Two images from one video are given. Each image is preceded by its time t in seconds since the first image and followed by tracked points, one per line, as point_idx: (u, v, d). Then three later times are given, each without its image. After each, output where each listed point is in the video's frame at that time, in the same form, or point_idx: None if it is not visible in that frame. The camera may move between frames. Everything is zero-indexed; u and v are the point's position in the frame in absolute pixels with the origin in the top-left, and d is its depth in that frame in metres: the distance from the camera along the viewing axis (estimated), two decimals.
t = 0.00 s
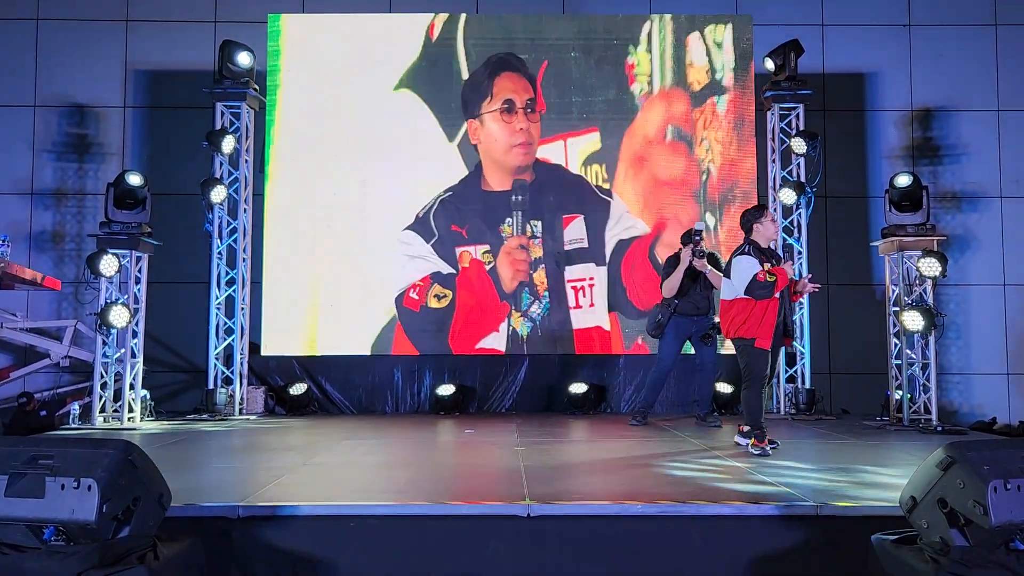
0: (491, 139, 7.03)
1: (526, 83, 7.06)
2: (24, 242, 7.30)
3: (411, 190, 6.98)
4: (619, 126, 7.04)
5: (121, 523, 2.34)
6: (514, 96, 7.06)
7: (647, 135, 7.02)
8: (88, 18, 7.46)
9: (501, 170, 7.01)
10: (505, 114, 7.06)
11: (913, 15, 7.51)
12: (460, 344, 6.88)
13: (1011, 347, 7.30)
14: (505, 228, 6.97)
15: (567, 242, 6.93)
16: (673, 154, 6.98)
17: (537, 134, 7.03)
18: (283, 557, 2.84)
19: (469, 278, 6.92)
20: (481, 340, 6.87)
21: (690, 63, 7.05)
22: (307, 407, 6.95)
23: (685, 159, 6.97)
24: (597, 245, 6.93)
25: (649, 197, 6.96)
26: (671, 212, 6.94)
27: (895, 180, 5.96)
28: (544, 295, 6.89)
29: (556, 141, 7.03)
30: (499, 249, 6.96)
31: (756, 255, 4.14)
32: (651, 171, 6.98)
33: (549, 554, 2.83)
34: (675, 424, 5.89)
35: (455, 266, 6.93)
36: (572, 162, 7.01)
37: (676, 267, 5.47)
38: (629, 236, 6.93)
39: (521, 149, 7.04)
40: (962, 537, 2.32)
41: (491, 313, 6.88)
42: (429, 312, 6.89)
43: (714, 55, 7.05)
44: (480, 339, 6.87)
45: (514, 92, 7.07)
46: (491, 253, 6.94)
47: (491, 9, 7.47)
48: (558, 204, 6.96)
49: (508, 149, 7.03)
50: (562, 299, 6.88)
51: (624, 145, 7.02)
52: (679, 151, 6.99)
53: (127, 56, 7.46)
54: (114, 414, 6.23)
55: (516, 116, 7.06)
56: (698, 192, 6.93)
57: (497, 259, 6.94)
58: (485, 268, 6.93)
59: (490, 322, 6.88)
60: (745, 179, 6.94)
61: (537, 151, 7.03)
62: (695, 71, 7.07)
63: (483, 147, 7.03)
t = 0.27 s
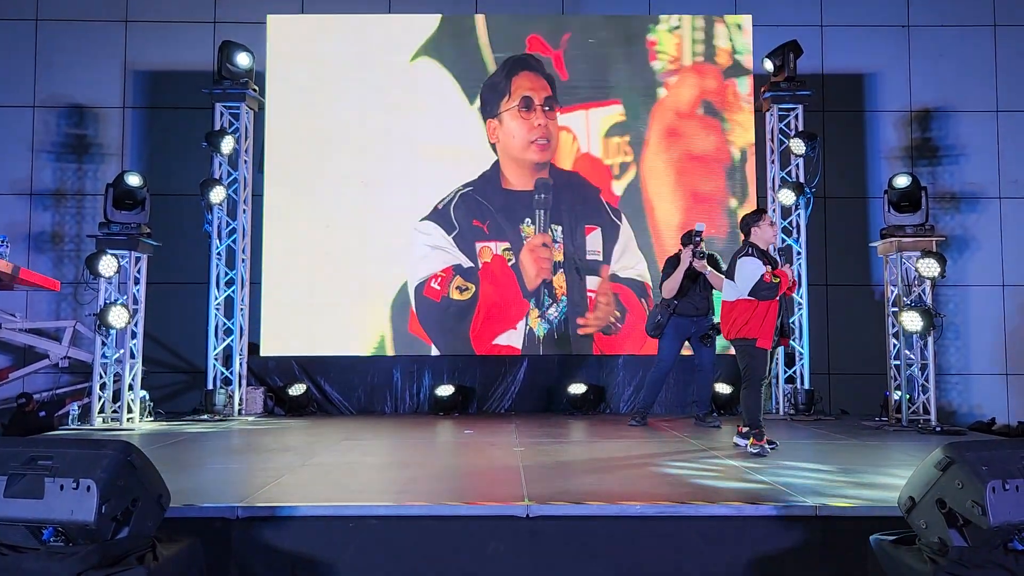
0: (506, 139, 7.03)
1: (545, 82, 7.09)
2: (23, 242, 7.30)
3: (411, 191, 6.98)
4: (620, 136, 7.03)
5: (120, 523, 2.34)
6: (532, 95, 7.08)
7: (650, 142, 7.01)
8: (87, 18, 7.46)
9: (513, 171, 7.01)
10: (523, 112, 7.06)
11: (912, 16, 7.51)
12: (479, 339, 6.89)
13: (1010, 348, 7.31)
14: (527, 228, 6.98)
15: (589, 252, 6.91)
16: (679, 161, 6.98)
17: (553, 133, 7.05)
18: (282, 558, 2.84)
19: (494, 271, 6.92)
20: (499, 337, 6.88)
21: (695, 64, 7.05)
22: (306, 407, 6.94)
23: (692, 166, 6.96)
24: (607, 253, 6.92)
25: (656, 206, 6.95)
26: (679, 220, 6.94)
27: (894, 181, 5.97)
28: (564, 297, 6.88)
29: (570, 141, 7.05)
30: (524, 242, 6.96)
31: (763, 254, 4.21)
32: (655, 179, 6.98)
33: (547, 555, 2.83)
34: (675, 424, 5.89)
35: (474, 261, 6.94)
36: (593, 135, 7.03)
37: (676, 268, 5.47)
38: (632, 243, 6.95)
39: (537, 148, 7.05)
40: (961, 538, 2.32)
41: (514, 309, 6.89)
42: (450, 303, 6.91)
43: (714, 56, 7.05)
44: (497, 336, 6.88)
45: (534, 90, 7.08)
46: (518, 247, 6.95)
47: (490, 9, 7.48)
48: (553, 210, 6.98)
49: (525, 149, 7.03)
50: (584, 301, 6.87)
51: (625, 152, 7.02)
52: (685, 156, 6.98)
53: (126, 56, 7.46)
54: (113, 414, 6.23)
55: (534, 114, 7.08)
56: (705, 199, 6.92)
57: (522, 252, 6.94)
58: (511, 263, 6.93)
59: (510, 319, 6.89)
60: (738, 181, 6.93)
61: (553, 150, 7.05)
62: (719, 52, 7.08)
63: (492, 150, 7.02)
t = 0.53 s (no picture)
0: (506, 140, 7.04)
1: (546, 82, 7.09)
2: (23, 242, 7.30)
3: (411, 191, 6.99)
4: (619, 139, 7.05)
5: (120, 524, 2.34)
6: (531, 95, 7.09)
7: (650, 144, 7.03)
8: (87, 18, 7.46)
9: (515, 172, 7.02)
10: (522, 112, 7.06)
11: (911, 17, 7.52)
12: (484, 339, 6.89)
13: (1009, 348, 7.31)
14: (528, 228, 6.97)
15: (578, 249, 6.93)
16: (680, 162, 7.01)
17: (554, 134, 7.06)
18: (281, 558, 2.84)
19: (505, 271, 6.91)
20: (503, 336, 6.88)
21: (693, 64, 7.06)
22: (306, 408, 6.95)
23: (692, 168, 7.01)
24: (597, 252, 6.92)
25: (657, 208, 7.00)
26: (681, 222, 6.99)
27: (893, 181, 5.98)
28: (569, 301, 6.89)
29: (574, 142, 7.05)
30: (534, 241, 6.96)
31: (761, 254, 4.21)
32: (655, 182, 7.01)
33: (547, 556, 2.83)
34: (674, 424, 5.90)
35: (480, 260, 6.93)
36: (603, 114, 7.06)
37: (676, 269, 5.48)
38: (620, 241, 6.96)
39: (536, 149, 7.06)
40: (960, 538, 2.32)
41: (523, 309, 6.88)
42: (458, 301, 6.91)
43: (713, 56, 7.06)
44: (501, 336, 6.88)
45: (534, 90, 7.09)
46: (530, 246, 6.93)
47: (489, 10, 7.48)
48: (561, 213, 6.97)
49: (525, 150, 7.04)
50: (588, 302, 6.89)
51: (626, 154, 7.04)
52: (685, 158, 7.01)
53: (126, 57, 7.46)
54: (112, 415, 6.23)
55: (535, 113, 7.08)
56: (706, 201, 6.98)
57: (534, 252, 6.93)
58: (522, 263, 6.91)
59: (516, 319, 6.89)
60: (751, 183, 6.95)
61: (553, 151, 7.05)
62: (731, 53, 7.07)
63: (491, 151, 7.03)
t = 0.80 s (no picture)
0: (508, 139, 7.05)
1: (548, 79, 7.09)
2: (23, 242, 7.30)
3: (412, 190, 7.00)
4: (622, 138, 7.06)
5: (120, 524, 2.33)
6: (536, 93, 7.08)
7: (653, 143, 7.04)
8: (86, 18, 7.46)
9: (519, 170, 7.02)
10: (524, 111, 7.08)
11: (911, 17, 7.52)
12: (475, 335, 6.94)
13: (1010, 348, 7.31)
14: (531, 226, 6.98)
15: (579, 250, 6.97)
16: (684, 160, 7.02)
17: (556, 132, 7.07)
18: (281, 558, 2.84)
19: (500, 269, 6.95)
20: (496, 332, 6.93)
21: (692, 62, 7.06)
22: (305, 407, 6.95)
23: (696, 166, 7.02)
24: (601, 252, 6.95)
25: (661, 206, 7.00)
26: (683, 222, 6.98)
27: (893, 181, 5.98)
28: (566, 301, 6.93)
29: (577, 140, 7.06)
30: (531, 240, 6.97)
31: (751, 254, 4.20)
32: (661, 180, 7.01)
33: (546, 556, 2.83)
34: (673, 425, 5.90)
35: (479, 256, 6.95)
36: (598, 112, 7.06)
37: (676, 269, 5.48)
38: (629, 241, 6.98)
39: (541, 147, 7.07)
40: (960, 538, 2.31)
41: (517, 306, 6.94)
42: (450, 296, 6.94)
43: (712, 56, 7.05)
44: (494, 332, 6.92)
45: (535, 88, 7.08)
46: (527, 245, 6.96)
47: (489, 10, 7.48)
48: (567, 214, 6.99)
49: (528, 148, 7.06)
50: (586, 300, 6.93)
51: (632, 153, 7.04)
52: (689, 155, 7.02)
53: (126, 56, 7.46)
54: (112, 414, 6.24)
55: (534, 112, 7.08)
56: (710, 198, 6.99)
57: (530, 250, 6.96)
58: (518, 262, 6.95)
59: (510, 316, 6.94)
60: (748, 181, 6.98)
61: (555, 150, 7.07)
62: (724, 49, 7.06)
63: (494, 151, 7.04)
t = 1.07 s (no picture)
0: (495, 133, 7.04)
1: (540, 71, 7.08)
2: (21, 242, 7.30)
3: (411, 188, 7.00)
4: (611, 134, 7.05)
5: (119, 524, 2.33)
6: (521, 86, 7.08)
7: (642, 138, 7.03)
8: (85, 18, 7.45)
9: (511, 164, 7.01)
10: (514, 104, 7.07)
11: (910, 16, 7.52)
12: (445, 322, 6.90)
13: (1008, 348, 7.32)
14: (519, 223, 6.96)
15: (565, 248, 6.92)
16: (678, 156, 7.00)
17: (547, 125, 7.06)
18: (280, 558, 2.84)
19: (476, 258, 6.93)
20: (469, 321, 6.88)
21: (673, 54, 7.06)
22: (305, 407, 6.95)
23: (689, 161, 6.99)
24: (588, 252, 6.92)
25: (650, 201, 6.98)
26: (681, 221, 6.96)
27: (892, 181, 5.98)
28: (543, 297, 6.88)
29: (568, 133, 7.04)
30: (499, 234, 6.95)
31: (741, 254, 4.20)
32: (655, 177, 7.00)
33: (546, 556, 2.83)
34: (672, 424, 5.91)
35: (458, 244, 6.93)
36: (579, 93, 7.06)
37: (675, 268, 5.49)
38: (623, 242, 6.96)
39: (526, 139, 7.05)
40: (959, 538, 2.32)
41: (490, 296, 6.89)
42: (421, 283, 6.92)
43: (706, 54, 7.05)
44: (467, 321, 6.88)
45: (526, 80, 7.08)
46: (504, 236, 6.94)
47: (488, 9, 7.48)
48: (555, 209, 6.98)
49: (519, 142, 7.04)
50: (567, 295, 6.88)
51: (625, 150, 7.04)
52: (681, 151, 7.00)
53: (125, 56, 7.45)
54: (111, 414, 6.23)
55: (524, 104, 7.07)
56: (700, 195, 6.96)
57: (507, 241, 6.94)
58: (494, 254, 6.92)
59: (482, 307, 6.89)
60: (735, 172, 6.97)
61: (545, 142, 7.05)
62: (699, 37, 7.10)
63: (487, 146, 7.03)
